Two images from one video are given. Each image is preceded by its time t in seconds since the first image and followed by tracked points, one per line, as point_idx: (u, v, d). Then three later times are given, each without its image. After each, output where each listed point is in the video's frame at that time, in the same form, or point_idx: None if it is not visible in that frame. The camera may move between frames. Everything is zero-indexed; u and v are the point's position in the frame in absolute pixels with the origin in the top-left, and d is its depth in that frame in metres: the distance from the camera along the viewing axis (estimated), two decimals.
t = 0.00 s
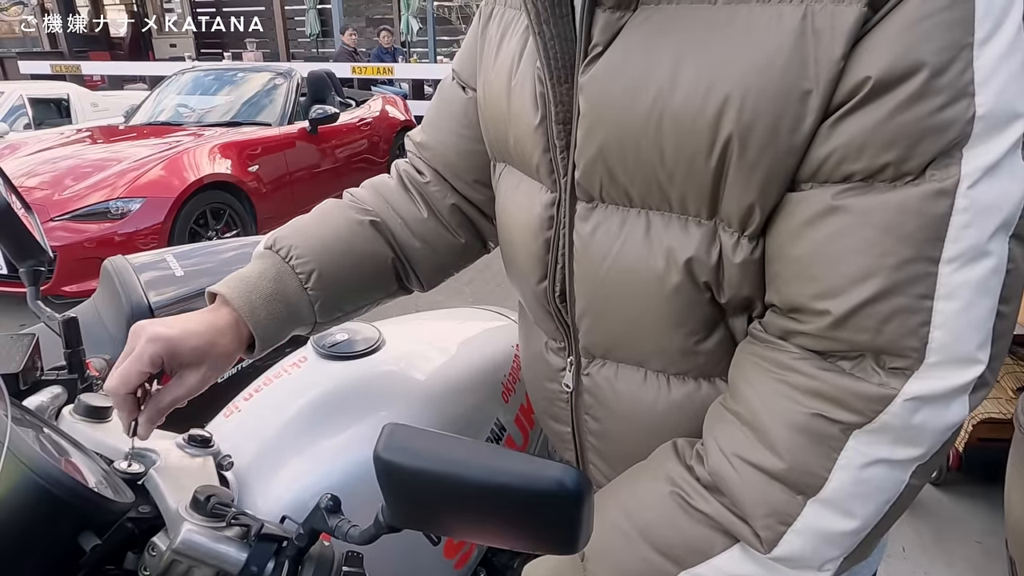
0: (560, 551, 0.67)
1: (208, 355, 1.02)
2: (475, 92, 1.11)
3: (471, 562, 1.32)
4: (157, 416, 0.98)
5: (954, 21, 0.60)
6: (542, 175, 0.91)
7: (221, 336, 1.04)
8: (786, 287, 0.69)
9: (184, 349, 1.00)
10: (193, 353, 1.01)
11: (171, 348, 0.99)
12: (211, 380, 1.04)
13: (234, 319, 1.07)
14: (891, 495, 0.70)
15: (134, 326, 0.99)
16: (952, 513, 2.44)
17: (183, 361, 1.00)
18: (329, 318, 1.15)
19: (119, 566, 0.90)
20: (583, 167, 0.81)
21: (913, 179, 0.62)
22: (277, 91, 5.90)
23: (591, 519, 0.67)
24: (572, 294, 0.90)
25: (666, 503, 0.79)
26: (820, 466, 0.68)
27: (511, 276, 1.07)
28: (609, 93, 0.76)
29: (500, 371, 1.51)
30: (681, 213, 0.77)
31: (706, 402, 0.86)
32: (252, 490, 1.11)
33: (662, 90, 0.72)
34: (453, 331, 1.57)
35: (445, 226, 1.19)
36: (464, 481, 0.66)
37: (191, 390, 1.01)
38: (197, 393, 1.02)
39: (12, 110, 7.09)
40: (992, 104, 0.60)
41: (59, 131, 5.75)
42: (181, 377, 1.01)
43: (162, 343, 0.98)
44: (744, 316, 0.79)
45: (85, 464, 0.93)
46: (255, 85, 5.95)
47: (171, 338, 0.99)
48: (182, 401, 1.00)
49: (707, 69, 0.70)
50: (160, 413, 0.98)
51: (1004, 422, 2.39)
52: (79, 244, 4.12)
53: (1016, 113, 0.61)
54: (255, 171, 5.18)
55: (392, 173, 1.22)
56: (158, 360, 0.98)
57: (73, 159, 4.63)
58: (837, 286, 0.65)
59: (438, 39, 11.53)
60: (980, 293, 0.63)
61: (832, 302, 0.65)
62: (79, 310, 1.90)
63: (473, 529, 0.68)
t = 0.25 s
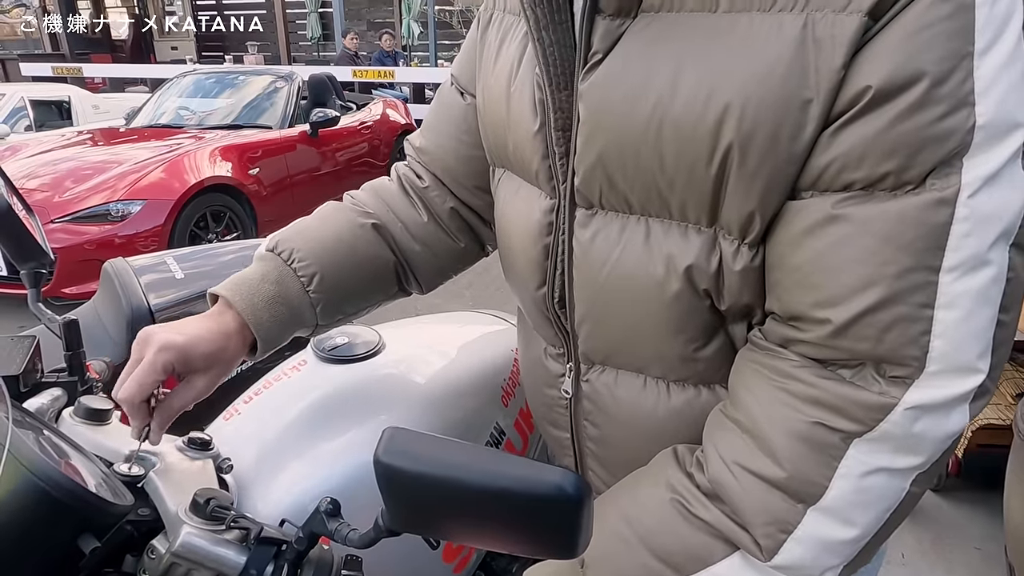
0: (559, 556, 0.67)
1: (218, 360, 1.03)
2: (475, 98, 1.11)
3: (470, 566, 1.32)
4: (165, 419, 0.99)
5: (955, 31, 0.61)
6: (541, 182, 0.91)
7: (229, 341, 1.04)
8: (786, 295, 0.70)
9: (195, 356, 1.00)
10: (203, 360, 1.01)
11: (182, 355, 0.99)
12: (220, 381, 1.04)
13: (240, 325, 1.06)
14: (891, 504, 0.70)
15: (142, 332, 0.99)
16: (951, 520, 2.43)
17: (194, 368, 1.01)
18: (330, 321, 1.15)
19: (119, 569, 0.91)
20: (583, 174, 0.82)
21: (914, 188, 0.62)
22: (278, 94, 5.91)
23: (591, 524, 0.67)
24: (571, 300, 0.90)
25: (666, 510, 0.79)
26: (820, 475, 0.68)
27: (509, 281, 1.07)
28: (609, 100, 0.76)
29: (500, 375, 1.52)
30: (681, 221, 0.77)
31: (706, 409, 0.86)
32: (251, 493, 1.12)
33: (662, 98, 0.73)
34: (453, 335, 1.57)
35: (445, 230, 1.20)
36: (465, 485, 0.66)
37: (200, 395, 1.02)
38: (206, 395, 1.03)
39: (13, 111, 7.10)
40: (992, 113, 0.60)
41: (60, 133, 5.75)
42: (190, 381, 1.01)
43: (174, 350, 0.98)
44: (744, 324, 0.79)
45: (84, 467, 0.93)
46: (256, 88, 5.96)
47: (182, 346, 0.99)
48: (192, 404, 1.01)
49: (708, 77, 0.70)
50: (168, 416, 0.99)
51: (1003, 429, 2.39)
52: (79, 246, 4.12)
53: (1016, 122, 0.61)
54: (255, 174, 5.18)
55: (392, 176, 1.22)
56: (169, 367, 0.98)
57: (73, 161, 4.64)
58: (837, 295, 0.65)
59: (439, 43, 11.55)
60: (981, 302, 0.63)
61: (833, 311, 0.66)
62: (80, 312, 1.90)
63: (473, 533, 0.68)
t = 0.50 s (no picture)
0: (556, 558, 0.67)
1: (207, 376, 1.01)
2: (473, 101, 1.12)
3: (466, 569, 1.32)
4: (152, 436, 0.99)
5: (945, 38, 0.61)
6: (538, 186, 0.92)
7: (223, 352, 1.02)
8: (780, 300, 0.70)
9: (182, 374, 0.99)
10: (190, 377, 1.00)
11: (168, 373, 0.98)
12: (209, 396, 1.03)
13: (235, 332, 1.05)
14: (885, 508, 0.70)
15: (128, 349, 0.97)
16: (946, 523, 2.44)
17: (181, 385, 0.99)
18: (328, 325, 1.14)
19: (114, 570, 0.91)
20: (578, 179, 0.82)
21: (906, 194, 0.63)
22: (275, 95, 5.91)
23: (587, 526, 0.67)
24: (567, 304, 0.90)
25: (662, 514, 0.79)
26: (814, 479, 0.68)
27: (506, 284, 1.07)
28: (604, 105, 0.76)
29: (497, 377, 1.52)
30: (676, 225, 0.78)
31: (701, 413, 0.86)
32: (247, 494, 1.11)
33: (656, 103, 0.73)
34: (449, 337, 1.57)
35: (442, 234, 1.20)
36: (460, 487, 0.66)
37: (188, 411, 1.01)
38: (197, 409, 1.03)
39: (10, 111, 7.10)
40: (982, 120, 0.61)
41: (56, 134, 5.75)
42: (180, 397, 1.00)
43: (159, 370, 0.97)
44: (739, 328, 0.79)
45: (80, 468, 0.93)
46: (254, 89, 5.96)
47: (168, 364, 0.97)
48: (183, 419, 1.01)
49: (701, 82, 0.70)
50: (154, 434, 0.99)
51: (998, 432, 2.40)
52: (75, 246, 4.12)
53: (1007, 128, 0.62)
54: (252, 175, 5.18)
55: (388, 180, 1.22)
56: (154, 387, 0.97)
57: (70, 162, 4.63)
58: (830, 300, 0.65)
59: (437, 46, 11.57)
60: (973, 308, 0.63)
61: (826, 316, 0.66)
62: (76, 313, 1.90)
63: (468, 535, 0.68)
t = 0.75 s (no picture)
0: (553, 557, 0.67)
1: (197, 391, 0.99)
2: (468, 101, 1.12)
3: (463, 569, 1.32)
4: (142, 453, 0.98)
5: (940, 41, 0.62)
6: (535, 187, 0.92)
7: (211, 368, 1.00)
8: (777, 300, 0.70)
9: (170, 392, 0.96)
10: (178, 394, 0.97)
11: (154, 392, 0.95)
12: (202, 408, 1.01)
13: (227, 341, 1.02)
14: (881, 506, 0.70)
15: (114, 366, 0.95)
16: (941, 525, 2.45)
17: (170, 402, 0.97)
18: (321, 330, 1.13)
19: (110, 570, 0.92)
20: (576, 180, 0.82)
21: (901, 195, 0.63)
22: (273, 95, 5.91)
23: (584, 525, 0.67)
24: (564, 304, 0.90)
25: (659, 513, 0.79)
26: (810, 478, 0.69)
27: (502, 286, 1.08)
28: (602, 107, 0.77)
29: (493, 378, 1.52)
30: (673, 226, 0.78)
31: (697, 413, 0.86)
32: (245, 494, 1.10)
33: (654, 105, 0.73)
34: (446, 338, 1.57)
35: (435, 235, 1.20)
36: (458, 486, 0.66)
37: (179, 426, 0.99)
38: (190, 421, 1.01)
39: (6, 110, 7.08)
40: (976, 122, 0.62)
41: (53, 133, 5.73)
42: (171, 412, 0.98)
43: (146, 389, 0.94)
44: (735, 328, 0.79)
45: (76, 469, 0.92)
46: (251, 89, 5.96)
47: (155, 381, 0.95)
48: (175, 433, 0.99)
49: (699, 84, 0.70)
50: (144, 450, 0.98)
51: (993, 434, 2.41)
52: (72, 246, 4.11)
53: (999, 130, 0.63)
54: (250, 175, 5.18)
55: (377, 182, 1.22)
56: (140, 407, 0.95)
57: (66, 161, 4.62)
58: (827, 300, 0.66)
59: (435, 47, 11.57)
60: (967, 307, 0.64)
61: (823, 315, 0.66)
62: (72, 313, 1.90)
63: (466, 535, 0.68)
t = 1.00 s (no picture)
0: (551, 560, 0.67)
1: (193, 394, 0.99)
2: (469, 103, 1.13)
3: (461, 572, 1.32)
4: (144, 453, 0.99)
5: (935, 45, 0.62)
6: (535, 190, 0.92)
7: (206, 372, 0.99)
8: (774, 302, 0.70)
9: (165, 395, 0.96)
10: (174, 398, 0.97)
11: (149, 395, 0.95)
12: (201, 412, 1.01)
13: (226, 345, 1.02)
14: (877, 507, 0.71)
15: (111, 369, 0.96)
16: (939, 529, 2.45)
17: (167, 405, 0.97)
18: (318, 333, 1.13)
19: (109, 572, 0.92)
20: (575, 182, 0.82)
21: (897, 198, 0.63)
22: (272, 98, 5.92)
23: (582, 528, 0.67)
24: (564, 306, 0.91)
25: (657, 514, 0.79)
26: (806, 478, 0.69)
27: (502, 287, 1.08)
28: (601, 109, 0.77)
29: (492, 381, 1.52)
30: (672, 228, 0.78)
31: (696, 415, 0.86)
32: (243, 497, 1.11)
33: (653, 109, 0.73)
34: (445, 340, 1.57)
35: (434, 237, 1.21)
36: (457, 490, 0.66)
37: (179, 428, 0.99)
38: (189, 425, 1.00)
39: (5, 111, 7.08)
40: (970, 126, 0.62)
41: (52, 135, 5.73)
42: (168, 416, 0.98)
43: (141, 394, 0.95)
44: (733, 330, 0.80)
45: (74, 473, 0.92)
46: (250, 92, 5.97)
47: (149, 386, 0.95)
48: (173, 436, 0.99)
49: (698, 87, 0.71)
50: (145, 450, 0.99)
51: (991, 438, 2.41)
52: (70, 248, 4.11)
53: (994, 134, 0.63)
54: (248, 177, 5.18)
55: (376, 184, 1.22)
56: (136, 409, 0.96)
57: (65, 163, 4.62)
58: (823, 302, 0.66)
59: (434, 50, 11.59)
60: (963, 309, 0.64)
61: (819, 317, 0.66)
62: (70, 316, 1.91)
63: (465, 537, 0.69)
